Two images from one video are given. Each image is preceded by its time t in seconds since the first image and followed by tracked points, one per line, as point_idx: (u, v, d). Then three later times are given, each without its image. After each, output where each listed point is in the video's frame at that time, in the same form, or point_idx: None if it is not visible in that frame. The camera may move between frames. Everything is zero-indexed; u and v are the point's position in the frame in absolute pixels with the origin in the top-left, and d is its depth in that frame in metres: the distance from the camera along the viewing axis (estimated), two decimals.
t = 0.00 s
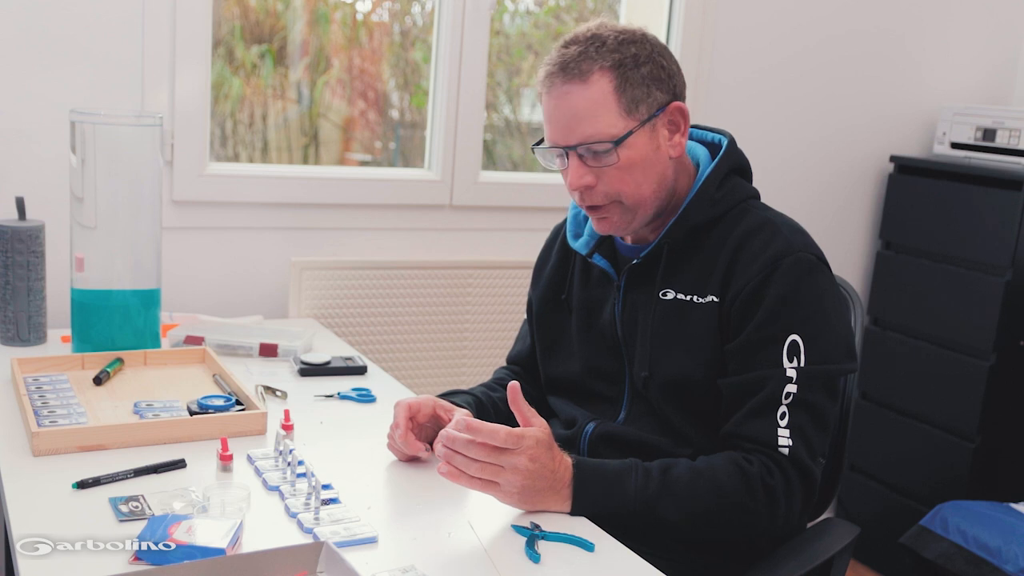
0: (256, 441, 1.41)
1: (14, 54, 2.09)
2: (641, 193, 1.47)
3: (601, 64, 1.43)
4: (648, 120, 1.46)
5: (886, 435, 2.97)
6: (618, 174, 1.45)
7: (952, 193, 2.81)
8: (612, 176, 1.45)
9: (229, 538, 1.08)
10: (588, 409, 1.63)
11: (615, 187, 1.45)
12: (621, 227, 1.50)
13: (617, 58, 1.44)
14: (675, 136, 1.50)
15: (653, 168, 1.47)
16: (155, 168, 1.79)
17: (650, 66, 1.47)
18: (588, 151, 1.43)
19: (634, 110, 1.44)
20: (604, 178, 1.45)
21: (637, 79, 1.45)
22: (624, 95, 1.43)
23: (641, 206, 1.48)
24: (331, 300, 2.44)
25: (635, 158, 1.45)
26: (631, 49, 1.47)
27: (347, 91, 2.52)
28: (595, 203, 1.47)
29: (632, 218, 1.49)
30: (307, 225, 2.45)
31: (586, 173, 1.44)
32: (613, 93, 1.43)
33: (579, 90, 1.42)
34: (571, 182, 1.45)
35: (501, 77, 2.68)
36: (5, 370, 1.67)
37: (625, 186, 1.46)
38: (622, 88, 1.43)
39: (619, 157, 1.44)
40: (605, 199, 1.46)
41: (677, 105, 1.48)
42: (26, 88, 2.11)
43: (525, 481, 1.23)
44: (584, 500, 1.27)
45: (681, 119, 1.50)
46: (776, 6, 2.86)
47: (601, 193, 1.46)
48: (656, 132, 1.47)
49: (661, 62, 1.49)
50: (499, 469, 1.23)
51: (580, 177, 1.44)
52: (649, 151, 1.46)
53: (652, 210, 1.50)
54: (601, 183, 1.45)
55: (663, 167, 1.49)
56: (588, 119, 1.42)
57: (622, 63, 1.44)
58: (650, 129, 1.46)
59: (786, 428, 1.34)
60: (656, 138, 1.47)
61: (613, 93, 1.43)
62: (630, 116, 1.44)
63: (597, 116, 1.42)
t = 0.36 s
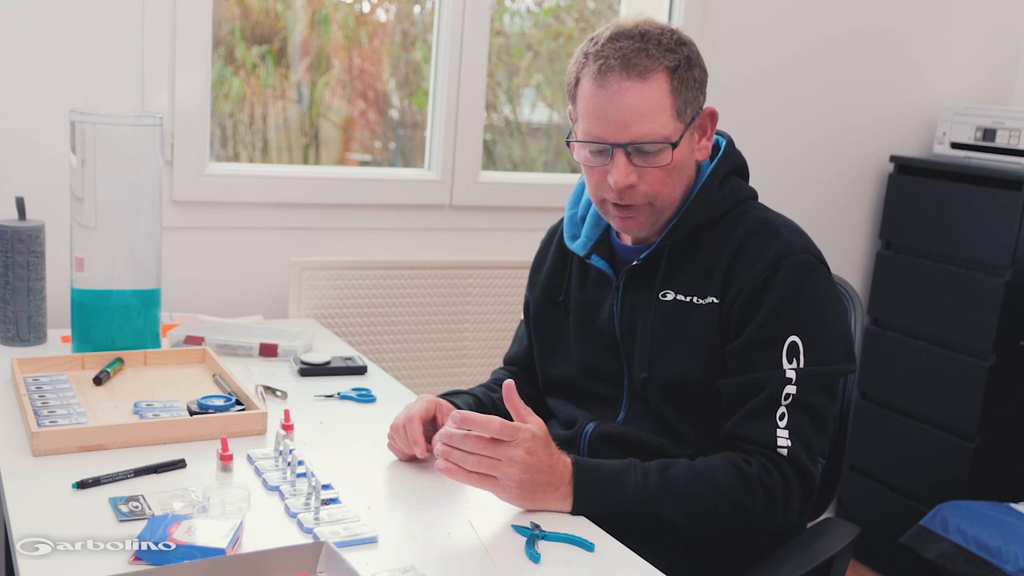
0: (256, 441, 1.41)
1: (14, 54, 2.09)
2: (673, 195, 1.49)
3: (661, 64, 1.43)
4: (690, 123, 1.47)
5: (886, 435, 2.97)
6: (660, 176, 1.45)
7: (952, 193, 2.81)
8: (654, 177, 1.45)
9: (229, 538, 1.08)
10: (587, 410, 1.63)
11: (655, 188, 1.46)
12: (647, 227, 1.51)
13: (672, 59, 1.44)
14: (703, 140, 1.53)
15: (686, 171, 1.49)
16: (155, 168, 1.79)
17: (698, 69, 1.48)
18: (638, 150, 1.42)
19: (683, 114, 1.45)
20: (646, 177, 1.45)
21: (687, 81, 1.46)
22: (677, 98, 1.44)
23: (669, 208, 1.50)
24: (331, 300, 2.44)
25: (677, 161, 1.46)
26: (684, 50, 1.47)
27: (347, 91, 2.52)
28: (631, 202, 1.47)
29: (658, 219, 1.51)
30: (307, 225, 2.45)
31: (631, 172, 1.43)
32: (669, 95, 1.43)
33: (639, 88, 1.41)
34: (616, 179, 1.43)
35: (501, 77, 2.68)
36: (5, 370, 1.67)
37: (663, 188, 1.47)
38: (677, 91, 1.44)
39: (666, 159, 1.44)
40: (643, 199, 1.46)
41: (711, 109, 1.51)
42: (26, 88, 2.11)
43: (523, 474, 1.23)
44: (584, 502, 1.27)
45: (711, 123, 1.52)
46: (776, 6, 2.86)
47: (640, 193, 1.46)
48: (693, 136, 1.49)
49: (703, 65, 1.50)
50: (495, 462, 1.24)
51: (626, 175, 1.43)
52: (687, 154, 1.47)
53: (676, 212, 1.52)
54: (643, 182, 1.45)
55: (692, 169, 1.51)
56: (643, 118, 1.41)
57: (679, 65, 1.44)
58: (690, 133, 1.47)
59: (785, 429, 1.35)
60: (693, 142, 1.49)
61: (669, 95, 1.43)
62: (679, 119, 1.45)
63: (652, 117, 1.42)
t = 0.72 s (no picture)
0: (256, 441, 1.41)
1: (14, 54, 2.09)
2: (680, 198, 1.49)
3: (671, 66, 1.43)
4: (698, 126, 1.47)
5: (886, 434, 2.97)
6: (667, 178, 1.45)
7: (952, 193, 2.81)
8: (660, 180, 1.45)
9: (229, 538, 1.08)
10: (589, 410, 1.63)
11: (661, 191, 1.46)
12: (653, 230, 1.51)
13: (682, 61, 1.44)
14: (711, 143, 1.53)
15: (693, 175, 1.49)
16: (155, 168, 1.79)
17: (707, 73, 1.48)
18: (645, 152, 1.42)
19: (691, 116, 1.45)
20: (653, 180, 1.45)
21: (696, 84, 1.45)
22: (686, 101, 1.44)
23: (676, 211, 1.50)
24: (331, 300, 2.44)
25: (683, 165, 1.46)
26: (694, 53, 1.47)
27: (347, 91, 2.52)
28: (637, 205, 1.46)
29: (665, 222, 1.51)
30: (307, 225, 2.45)
31: (638, 174, 1.43)
32: (679, 98, 1.43)
33: (649, 90, 1.41)
34: (623, 181, 1.43)
35: (501, 77, 2.68)
36: (5, 370, 1.67)
37: (669, 191, 1.47)
38: (686, 93, 1.44)
39: (672, 162, 1.44)
40: (649, 201, 1.46)
41: (720, 113, 1.51)
42: (26, 88, 2.11)
43: (523, 471, 1.24)
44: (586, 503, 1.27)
45: (718, 126, 1.51)
46: (776, 6, 2.86)
47: (646, 196, 1.46)
48: (701, 139, 1.49)
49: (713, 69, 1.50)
50: (495, 459, 1.24)
51: (632, 178, 1.43)
52: (695, 157, 1.47)
53: (682, 215, 1.52)
54: (649, 185, 1.45)
55: (698, 172, 1.51)
56: (652, 120, 1.41)
57: (688, 67, 1.44)
58: (698, 136, 1.47)
59: (786, 434, 1.35)
60: (701, 145, 1.49)
61: (678, 98, 1.43)
62: (688, 122, 1.45)
63: (660, 120, 1.42)
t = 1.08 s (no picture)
0: (256, 441, 1.41)
1: (14, 54, 2.09)
2: (677, 196, 1.49)
3: (678, 61, 1.43)
4: (700, 126, 1.47)
5: (886, 434, 2.97)
6: (665, 175, 1.45)
7: (952, 193, 2.81)
8: (659, 176, 1.44)
9: (229, 538, 1.08)
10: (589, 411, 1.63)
11: (659, 187, 1.45)
12: (647, 227, 1.51)
13: (689, 58, 1.44)
14: (710, 145, 1.53)
15: (692, 174, 1.49)
16: (155, 168, 1.79)
17: (713, 73, 1.48)
18: (646, 146, 1.42)
19: (694, 115, 1.45)
20: (651, 176, 1.44)
21: (701, 82, 1.46)
22: (690, 98, 1.44)
23: (671, 209, 1.50)
24: (331, 300, 2.44)
25: (683, 163, 1.45)
26: (701, 51, 1.47)
27: (347, 91, 2.52)
28: (634, 200, 1.46)
29: (660, 220, 1.50)
30: (307, 225, 2.45)
31: (638, 168, 1.43)
32: (683, 94, 1.43)
33: (655, 82, 1.41)
34: (621, 172, 1.43)
35: (501, 77, 2.68)
36: (5, 370, 1.67)
37: (667, 188, 1.46)
38: (691, 91, 1.44)
39: (673, 159, 1.44)
40: (646, 197, 1.46)
41: (722, 115, 1.51)
42: (26, 88, 2.11)
43: (535, 414, 1.24)
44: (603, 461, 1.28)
45: (719, 129, 1.52)
46: (776, 5, 2.86)
47: (644, 192, 1.45)
48: (702, 139, 1.49)
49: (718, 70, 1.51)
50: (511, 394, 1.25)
51: (631, 170, 1.42)
52: (695, 156, 1.47)
53: (677, 214, 1.52)
54: (647, 180, 1.44)
55: (697, 173, 1.51)
56: (655, 113, 1.41)
57: (695, 65, 1.44)
58: (699, 136, 1.47)
59: (792, 433, 1.34)
60: (701, 145, 1.49)
61: (682, 94, 1.43)
62: (690, 120, 1.45)
63: (664, 114, 1.41)
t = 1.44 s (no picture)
0: (256, 441, 1.41)
1: (13, 55, 2.09)
2: (670, 204, 1.49)
3: (663, 72, 1.42)
4: (691, 133, 1.47)
5: (886, 434, 2.97)
6: (655, 185, 1.45)
7: (952, 193, 2.81)
8: (649, 187, 1.45)
9: (229, 538, 1.08)
10: (586, 413, 1.63)
11: (650, 196, 1.46)
12: (641, 235, 1.51)
13: (676, 67, 1.44)
14: (703, 150, 1.53)
15: (684, 181, 1.49)
16: (155, 168, 1.79)
17: (701, 79, 1.48)
18: (633, 159, 1.42)
19: (683, 123, 1.45)
20: (641, 187, 1.45)
21: (689, 90, 1.45)
22: (678, 107, 1.44)
23: (664, 216, 1.50)
24: (331, 300, 2.44)
25: (673, 172, 1.46)
26: (688, 58, 1.46)
27: (347, 91, 2.52)
28: (624, 211, 1.47)
29: (654, 227, 1.51)
30: (307, 225, 2.45)
31: (625, 180, 1.43)
32: (670, 104, 1.43)
33: (640, 96, 1.41)
34: (610, 186, 1.43)
35: (501, 77, 2.68)
36: (5, 370, 1.67)
37: (658, 197, 1.47)
38: (678, 100, 1.44)
39: (661, 169, 1.44)
40: (638, 207, 1.46)
41: (714, 119, 1.50)
42: (26, 88, 2.11)
43: (518, 455, 1.26)
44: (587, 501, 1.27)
45: (713, 132, 1.51)
46: (776, 5, 2.86)
47: (634, 202, 1.46)
48: (693, 145, 1.48)
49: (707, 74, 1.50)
50: (491, 445, 1.28)
51: (620, 182, 1.43)
52: (686, 163, 1.47)
53: (671, 220, 1.52)
54: (638, 190, 1.45)
55: (690, 179, 1.51)
56: (642, 126, 1.41)
57: (682, 73, 1.44)
58: (690, 143, 1.47)
59: (781, 440, 1.34)
60: (692, 152, 1.49)
61: (670, 104, 1.43)
62: (679, 129, 1.45)
63: (651, 126, 1.41)
